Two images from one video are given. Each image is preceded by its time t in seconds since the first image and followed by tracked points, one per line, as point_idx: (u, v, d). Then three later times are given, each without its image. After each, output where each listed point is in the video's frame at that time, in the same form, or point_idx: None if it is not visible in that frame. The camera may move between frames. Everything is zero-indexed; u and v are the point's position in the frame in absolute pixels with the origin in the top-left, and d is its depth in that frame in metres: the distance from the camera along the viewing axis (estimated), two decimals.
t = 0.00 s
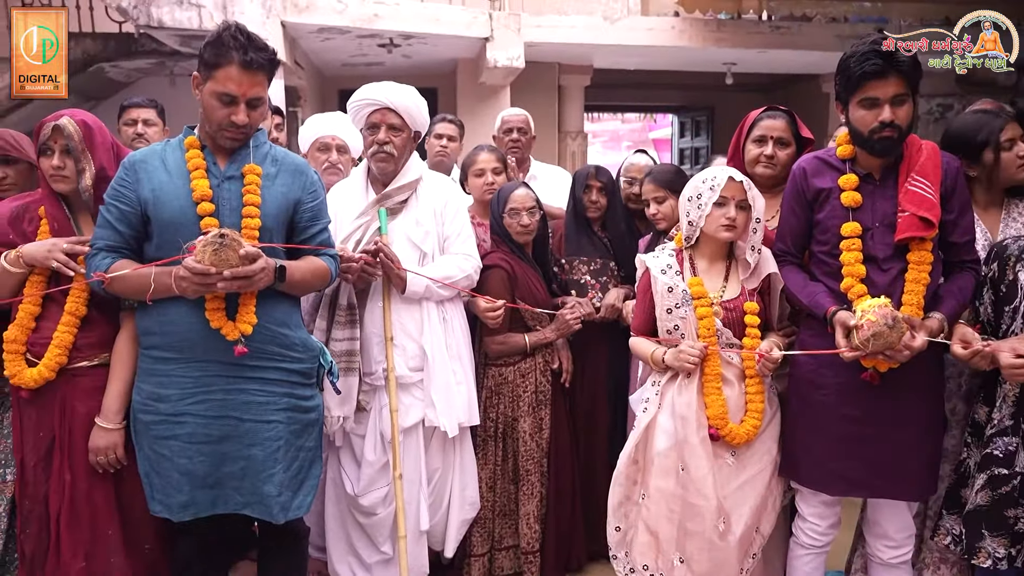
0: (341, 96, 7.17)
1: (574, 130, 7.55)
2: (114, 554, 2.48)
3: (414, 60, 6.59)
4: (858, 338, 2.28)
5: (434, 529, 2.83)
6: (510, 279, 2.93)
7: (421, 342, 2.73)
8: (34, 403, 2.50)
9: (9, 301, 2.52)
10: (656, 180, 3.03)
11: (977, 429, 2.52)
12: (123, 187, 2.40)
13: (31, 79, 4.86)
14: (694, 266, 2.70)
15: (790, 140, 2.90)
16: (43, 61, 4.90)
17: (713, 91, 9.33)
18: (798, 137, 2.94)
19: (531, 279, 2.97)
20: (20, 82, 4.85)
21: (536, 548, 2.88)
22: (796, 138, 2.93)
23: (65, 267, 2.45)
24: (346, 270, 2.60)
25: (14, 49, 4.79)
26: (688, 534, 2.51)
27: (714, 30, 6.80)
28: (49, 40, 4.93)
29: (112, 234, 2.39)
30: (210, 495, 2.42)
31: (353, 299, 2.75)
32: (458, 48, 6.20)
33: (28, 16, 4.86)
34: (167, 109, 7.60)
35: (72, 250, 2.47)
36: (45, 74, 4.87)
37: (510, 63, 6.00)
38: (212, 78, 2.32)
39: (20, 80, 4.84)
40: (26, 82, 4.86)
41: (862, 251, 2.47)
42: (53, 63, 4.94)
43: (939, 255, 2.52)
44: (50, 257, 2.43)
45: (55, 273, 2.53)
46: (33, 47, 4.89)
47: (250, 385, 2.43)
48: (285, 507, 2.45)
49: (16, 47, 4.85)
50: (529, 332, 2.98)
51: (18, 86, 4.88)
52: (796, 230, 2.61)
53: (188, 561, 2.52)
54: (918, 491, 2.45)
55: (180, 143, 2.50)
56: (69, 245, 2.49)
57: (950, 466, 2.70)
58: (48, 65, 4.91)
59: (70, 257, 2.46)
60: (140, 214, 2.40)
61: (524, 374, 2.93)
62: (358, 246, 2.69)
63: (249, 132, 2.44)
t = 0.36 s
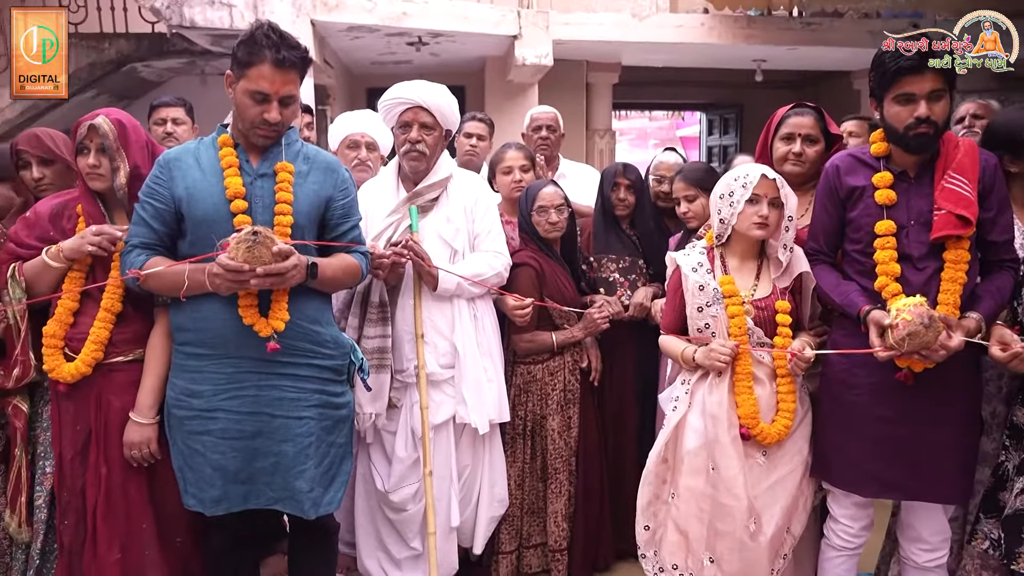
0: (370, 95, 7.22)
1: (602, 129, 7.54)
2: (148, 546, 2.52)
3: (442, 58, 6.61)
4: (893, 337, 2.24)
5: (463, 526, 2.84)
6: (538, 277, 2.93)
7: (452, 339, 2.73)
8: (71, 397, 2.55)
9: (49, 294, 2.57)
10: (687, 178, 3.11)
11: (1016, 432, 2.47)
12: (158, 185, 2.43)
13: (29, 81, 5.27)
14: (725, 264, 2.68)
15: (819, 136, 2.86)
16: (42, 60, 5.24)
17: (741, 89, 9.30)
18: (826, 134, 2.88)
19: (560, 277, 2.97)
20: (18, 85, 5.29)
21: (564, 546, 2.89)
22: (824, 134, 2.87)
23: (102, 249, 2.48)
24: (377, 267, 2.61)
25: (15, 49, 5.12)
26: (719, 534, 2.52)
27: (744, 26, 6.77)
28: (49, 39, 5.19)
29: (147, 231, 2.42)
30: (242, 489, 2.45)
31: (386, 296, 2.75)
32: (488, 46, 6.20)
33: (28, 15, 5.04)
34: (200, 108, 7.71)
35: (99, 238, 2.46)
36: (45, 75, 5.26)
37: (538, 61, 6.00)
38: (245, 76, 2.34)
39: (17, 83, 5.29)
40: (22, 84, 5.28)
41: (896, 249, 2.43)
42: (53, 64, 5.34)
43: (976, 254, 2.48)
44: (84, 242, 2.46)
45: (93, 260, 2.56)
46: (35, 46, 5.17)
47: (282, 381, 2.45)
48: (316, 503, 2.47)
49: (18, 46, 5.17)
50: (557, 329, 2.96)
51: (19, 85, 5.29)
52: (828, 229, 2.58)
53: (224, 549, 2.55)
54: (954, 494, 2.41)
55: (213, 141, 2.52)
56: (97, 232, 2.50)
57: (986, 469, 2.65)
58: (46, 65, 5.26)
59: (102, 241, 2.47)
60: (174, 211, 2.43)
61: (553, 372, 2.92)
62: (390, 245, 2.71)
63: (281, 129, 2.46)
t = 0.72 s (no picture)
0: (395, 91, 7.25)
1: (627, 125, 7.53)
2: (178, 538, 2.54)
3: (467, 55, 6.62)
4: (926, 335, 2.21)
5: (489, 522, 2.85)
6: (566, 274, 2.93)
7: (479, 335, 2.73)
8: (103, 389, 2.58)
9: (88, 284, 2.60)
10: (717, 174, 3.15)
11: None
12: (188, 181, 2.45)
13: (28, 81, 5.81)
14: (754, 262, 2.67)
15: (843, 133, 2.78)
16: (42, 60, 5.68)
17: (768, 85, 9.26)
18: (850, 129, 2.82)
19: (587, 274, 2.97)
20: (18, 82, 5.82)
21: (586, 543, 2.89)
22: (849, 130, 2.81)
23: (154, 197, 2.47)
24: (404, 263, 2.62)
25: (16, 49, 5.52)
26: (748, 533, 2.52)
27: (771, 22, 6.72)
28: (48, 39, 5.61)
29: (177, 227, 2.45)
30: (270, 484, 2.47)
31: (411, 291, 2.75)
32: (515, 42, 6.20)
33: (28, 16, 5.50)
34: (228, 104, 7.80)
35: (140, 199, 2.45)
36: (45, 75, 5.75)
37: (564, 57, 5.95)
38: (275, 73, 2.36)
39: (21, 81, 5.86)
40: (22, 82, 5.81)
41: (928, 247, 2.40)
42: (53, 62, 5.77)
43: (1011, 252, 2.44)
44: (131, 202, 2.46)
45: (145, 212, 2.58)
46: (36, 45, 5.59)
47: (310, 376, 2.46)
48: (343, 497, 2.48)
49: (19, 47, 5.58)
50: (582, 326, 2.96)
51: (21, 84, 5.82)
52: (859, 226, 2.55)
53: (252, 543, 2.57)
54: (987, 494, 2.38)
55: (242, 137, 2.54)
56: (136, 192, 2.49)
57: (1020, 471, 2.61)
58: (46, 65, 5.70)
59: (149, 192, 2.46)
60: (204, 207, 2.45)
61: (578, 369, 2.92)
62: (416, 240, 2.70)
63: (310, 126, 2.47)
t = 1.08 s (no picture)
0: (420, 87, 7.27)
1: (651, 122, 7.49)
2: (206, 531, 2.57)
3: (492, 51, 6.62)
4: (961, 335, 2.17)
5: (514, 518, 2.86)
6: (592, 271, 2.94)
7: (505, 332, 2.73)
8: (133, 381, 2.60)
9: (124, 272, 2.63)
10: (745, 172, 3.14)
11: None
12: (217, 176, 2.46)
13: (24, 77, 6.09)
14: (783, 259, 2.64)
15: (872, 129, 2.74)
16: (44, 59, 6.02)
17: (795, 81, 9.19)
18: (880, 126, 2.77)
19: (613, 270, 2.98)
20: (15, 81, 6.09)
21: (610, 540, 2.92)
22: (879, 127, 2.76)
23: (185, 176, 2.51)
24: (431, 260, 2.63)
25: (17, 49, 5.88)
26: (775, 533, 2.50)
27: (799, 17, 6.64)
28: (42, 40, 6.00)
29: (205, 222, 2.46)
30: (297, 478, 2.48)
31: (439, 287, 2.75)
32: (540, 38, 6.19)
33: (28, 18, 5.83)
34: (254, 100, 7.88)
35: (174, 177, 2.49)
36: (45, 75, 5.99)
37: (589, 53, 5.96)
38: (304, 69, 2.36)
39: (17, 80, 6.09)
40: (21, 81, 6.09)
41: (962, 245, 2.36)
42: (55, 62, 6.10)
43: None
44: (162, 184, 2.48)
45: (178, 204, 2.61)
46: (36, 45, 5.95)
47: (337, 371, 2.47)
48: (370, 492, 2.49)
49: (18, 47, 5.96)
50: (608, 323, 2.97)
51: (19, 84, 6.06)
52: (891, 225, 2.51)
53: (277, 536, 2.59)
54: (1021, 497, 2.34)
55: (270, 133, 2.55)
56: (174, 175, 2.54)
57: None
58: (42, 64, 6.01)
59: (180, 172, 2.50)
60: (232, 202, 2.46)
61: (604, 365, 2.91)
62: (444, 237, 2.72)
63: (338, 122, 2.48)
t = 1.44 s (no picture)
0: (446, 85, 7.28)
1: (679, 119, 7.57)
2: (236, 524, 2.60)
3: (518, 48, 6.60)
4: (1001, 335, 2.13)
5: (541, 516, 2.87)
6: (621, 270, 2.92)
7: (534, 329, 2.72)
8: (165, 375, 2.63)
9: (152, 274, 2.66)
10: (775, 169, 3.11)
11: None
12: (248, 172, 2.47)
13: (30, 78, 6.06)
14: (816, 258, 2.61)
15: (909, 126, 2.69)
16: (45, 59, 6.05)
17: (825, 78, 9.12)
18: (918, 123, 2.72)
19: (642, 268, 2.96)
20: (21, 81, 6.07)
21: (640, 540, 2.92)
22: (917, 124, 2.71)
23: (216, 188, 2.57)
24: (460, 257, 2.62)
25: (17, 49, 5.89)
26: (805, 534, 2.47)
27: (829, 13, 6.58)
28: (48, 39, 5.95)
29: (237, 217, 2.48)
30: (326, 473, 2.49)
31: (471, 285, 2.77)
32: (568, 35, 6.17)
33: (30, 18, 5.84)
34: (282, 96, 7.93)
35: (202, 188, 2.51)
36: (45, 75, 6.03)
37: (617, 50, 5.92)
38: (335, 65, 2.36)
39: (21, 80, 6.07)
40: (26, 82, 6.08)
41: (1003, 244, 2.32)
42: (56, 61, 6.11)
43: None
44: (191, 192, 2.52)
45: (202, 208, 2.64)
46: (36, 45, 5.95)
47: (366, 367, 2.47)
48: (398, 488, 2.49)
49: (20, 47, 5.97)
50: (637, 322, 2.96)
51: (21, 85, 6.07)
52: (927, 223, 2.48)
53: (306, 530, 2.61)
54: None
55: (302, 129, 2.56)
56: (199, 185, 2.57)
57: None
58: (46, 64, 6.02)
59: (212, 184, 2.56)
60: (264, 198, 2.47)
61: (633, 364, 2.91)
62: (475, 234, 2.71)
63: (369, 118, 2.48)
